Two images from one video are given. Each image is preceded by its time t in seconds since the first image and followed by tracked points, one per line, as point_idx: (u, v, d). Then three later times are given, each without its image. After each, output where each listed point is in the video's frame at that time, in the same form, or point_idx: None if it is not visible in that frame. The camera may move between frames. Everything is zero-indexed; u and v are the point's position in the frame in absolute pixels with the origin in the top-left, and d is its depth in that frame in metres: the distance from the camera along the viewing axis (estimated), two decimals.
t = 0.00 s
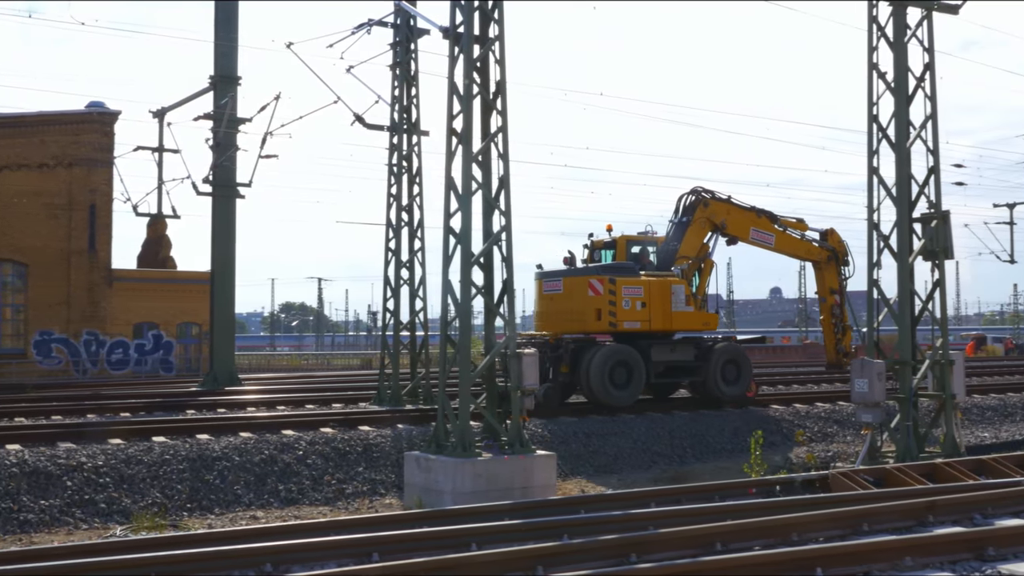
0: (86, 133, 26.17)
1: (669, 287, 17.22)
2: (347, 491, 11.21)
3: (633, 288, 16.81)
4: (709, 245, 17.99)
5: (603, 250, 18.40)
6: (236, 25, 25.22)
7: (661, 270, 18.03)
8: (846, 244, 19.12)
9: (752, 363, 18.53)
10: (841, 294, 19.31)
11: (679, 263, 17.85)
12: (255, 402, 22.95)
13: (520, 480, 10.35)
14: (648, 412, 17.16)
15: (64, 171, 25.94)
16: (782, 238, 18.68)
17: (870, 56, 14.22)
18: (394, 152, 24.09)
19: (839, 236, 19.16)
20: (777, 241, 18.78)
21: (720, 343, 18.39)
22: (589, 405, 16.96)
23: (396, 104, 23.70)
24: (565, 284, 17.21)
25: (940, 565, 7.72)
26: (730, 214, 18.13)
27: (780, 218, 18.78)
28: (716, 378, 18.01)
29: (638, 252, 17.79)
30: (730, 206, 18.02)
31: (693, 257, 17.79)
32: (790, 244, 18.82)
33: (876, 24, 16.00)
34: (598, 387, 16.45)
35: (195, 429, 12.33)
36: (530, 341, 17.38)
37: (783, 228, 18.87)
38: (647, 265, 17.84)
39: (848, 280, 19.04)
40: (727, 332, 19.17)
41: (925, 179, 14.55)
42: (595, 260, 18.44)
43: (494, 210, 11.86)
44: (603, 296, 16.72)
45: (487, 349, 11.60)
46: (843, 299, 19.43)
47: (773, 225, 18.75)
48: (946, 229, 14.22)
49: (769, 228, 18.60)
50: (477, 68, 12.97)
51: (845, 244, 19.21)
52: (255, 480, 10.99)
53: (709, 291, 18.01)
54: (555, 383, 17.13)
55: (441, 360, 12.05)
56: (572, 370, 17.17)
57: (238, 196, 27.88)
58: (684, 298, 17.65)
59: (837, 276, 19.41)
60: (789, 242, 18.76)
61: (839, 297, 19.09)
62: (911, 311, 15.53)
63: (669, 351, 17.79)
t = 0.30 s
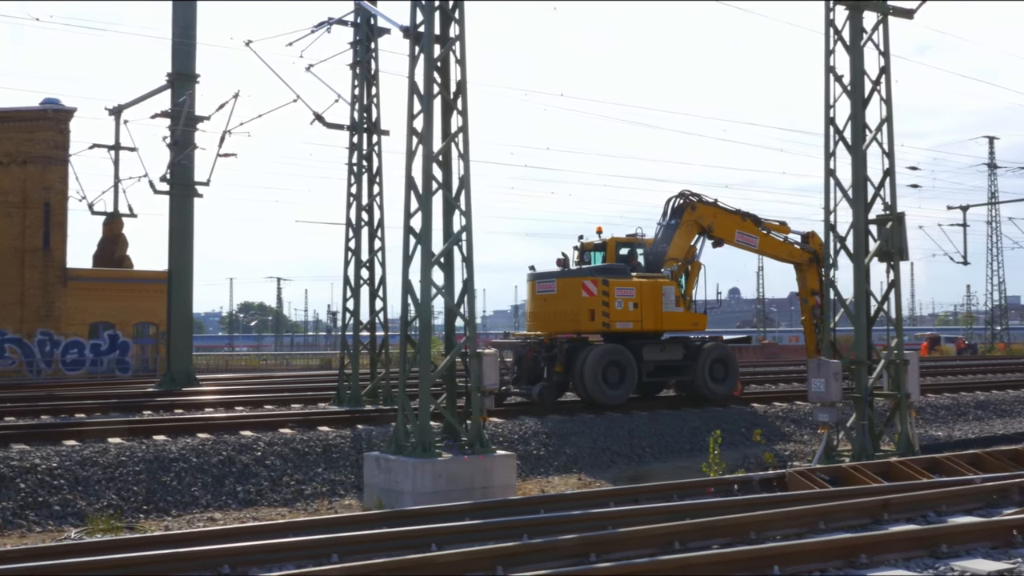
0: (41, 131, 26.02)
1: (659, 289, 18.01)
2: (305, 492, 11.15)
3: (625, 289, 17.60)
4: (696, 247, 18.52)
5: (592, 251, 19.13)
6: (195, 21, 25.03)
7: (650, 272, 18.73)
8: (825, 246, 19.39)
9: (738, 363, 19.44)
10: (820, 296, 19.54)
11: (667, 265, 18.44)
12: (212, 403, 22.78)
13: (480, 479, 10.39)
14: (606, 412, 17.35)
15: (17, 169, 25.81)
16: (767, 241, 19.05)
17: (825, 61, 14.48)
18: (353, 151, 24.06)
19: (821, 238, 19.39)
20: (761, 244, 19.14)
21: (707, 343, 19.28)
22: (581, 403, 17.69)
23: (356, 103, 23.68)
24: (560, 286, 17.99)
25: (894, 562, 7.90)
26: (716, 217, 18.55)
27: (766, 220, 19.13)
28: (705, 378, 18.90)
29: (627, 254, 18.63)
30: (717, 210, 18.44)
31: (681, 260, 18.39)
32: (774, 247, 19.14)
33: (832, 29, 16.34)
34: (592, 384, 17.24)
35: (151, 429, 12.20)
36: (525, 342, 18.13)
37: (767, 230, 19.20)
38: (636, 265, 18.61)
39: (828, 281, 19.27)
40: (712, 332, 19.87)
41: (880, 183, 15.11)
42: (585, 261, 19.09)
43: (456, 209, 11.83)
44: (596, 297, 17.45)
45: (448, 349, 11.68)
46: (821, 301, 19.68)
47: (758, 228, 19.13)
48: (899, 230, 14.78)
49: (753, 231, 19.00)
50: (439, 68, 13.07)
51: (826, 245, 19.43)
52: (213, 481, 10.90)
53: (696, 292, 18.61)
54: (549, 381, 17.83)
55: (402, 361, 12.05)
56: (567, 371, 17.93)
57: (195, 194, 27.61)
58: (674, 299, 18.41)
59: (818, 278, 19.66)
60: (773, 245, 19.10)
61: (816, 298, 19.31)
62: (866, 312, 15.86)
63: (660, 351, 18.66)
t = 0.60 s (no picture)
0: (4, 128, 26.75)
1: (653, 290, 18.40)
2: (273, 492, 11.33)
3: (621, 290, 17.96)
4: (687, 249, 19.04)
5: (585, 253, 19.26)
6: (161, 19, 24.83)
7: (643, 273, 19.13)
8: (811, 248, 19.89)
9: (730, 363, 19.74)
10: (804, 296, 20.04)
11: (660, 267, 18.89)
12: (179, 403, 22.60)
13: (449, 479, 10.46)
14: (575, 413, 17.44)
15: None
16: (755, 243, 19.58)
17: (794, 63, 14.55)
18: (323, 151, 24.00)
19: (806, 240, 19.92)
20: (749, 246, 19.68)
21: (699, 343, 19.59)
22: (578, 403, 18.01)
23: (324, 102, 23.63)
24: (556, 287, 18.31)
25: (860, 560, 7.95)
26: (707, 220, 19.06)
27: (754, 223, 19.65)
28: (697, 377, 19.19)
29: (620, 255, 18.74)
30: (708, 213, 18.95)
31: (673, 262, 18.88)
32: (760, 249, 19.71)
33: (800, 30, 16.48)
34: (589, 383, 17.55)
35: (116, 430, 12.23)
36: (523, 343, 18.46)
37: (755, 233, 19.73)
38: (629, 267, 18.76)
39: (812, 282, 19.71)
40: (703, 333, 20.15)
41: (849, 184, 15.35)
42: (579, 262, 19.38)
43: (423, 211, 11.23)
44: (592, 298, 17.78)
45: (415, 349, 11.64)
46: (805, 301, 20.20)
47: (746, 231, 19.67)
48: (867, 230, 15.04)
49: (742, 233, 19.54)
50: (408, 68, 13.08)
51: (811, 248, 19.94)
52: (180, 483, 11.13)
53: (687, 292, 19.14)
54: (547, 381, 18.12)
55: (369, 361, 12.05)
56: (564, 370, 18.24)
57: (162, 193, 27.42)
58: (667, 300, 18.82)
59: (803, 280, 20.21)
60: (760, 247, 19.64)
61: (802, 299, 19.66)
62: (833, 312, 15.99)
63: (652, 350, 19.03)
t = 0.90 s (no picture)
0: None
1: (646, 291, 18.84)
2: (241, 494, 11.85)
3: (615, 291, 18.39)
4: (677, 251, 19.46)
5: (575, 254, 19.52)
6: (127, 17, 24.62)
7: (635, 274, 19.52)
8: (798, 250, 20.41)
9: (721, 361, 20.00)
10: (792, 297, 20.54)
11: (652, 268, 19.36)
12: (146, 404, 22.50)
13: (417, 480, 10.60)
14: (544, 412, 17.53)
15: None
16: (743, 245, 19.88)
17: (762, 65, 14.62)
18: (291, 150, 23.90)
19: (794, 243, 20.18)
20: (737, 248, 19.97)
21: (691, 342, 19.88)
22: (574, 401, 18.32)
23: (293, 102, 23.52)
24: (551, 288, 18.66)
25: (826, 559, 7.99)
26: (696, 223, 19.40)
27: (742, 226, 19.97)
28: (689, 376, 19.42)
29: (612, 256, 19.08)
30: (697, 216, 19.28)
31: (664, 263, 19.31)
32: (749, 251, 20.01)
33: (767, 33, 16.63)
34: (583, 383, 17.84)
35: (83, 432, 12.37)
36: (519, 342, 18.69)
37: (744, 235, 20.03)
38: (621, 269, 19.13)
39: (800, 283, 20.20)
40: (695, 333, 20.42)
41: (814, 185, 15.64)
42: (572, 264, 19.56)
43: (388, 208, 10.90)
44: (587, 299, 18.18)
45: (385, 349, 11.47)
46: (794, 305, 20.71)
47: (735, 233, 19.97)
48: (834, 231, 15.34)
49: (730, 236, 19.83)
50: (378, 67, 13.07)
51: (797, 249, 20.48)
52: (147, 484, 11.65)
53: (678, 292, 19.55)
54: (544, 380, 18.38)
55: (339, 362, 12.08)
56: (560, 370, 18.50)
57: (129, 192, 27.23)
58: (659, 300, 19.28)
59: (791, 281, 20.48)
60: (748, 249, 19.94)
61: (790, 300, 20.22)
62: (801, 311, 16.11)
63: (646, 350, 19.35)
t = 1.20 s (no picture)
0: None
1: (638, 292, 19.14)
2: (209, 495, 11.80)
3: (609, 292, 18.66)
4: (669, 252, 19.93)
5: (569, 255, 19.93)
6: (95, 14, 24.36)
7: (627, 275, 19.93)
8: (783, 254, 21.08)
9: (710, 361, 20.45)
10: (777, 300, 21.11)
11: (644, 269, 19.74)
12: (113, 404, 22.29)
13: (387, 480, 10.58)
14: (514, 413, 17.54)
15: None
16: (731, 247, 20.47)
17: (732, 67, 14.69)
18: (261, 149, 23.75)
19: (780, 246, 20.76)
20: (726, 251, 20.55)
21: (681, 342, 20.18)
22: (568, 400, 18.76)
23: (262, 101, 23.38)
24: (545, 288, 18.87)
25: (794, 557, 8.01)
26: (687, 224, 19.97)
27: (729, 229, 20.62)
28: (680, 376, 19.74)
29: (604, 257, 19.50)
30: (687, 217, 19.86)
31: (655, 263, 19.72)
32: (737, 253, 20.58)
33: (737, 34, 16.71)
34: (578, 383, 18.28)
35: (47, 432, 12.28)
36: (513, 343, 18.85)
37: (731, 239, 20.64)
38: (613, 270, 19.55)
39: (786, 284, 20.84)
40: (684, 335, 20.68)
41: (782, 186, 15.84)
42: (564, 265, 20.03)
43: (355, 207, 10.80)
44: (581, 300, 18.43)
45: (354, 349, 11.29)
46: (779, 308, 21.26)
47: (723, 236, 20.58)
48: (802, 233, 15.70)
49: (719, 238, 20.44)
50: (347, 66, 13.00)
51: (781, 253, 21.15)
52: (114, 485, 11.59)
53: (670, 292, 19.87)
54: (539, 380, 18.80)
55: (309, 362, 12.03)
56: (554, 369, 18.93)
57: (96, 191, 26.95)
58: (651, 301, 19.56)
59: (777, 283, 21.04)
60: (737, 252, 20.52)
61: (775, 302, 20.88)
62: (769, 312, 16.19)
63: (638, 349, 19.60)
